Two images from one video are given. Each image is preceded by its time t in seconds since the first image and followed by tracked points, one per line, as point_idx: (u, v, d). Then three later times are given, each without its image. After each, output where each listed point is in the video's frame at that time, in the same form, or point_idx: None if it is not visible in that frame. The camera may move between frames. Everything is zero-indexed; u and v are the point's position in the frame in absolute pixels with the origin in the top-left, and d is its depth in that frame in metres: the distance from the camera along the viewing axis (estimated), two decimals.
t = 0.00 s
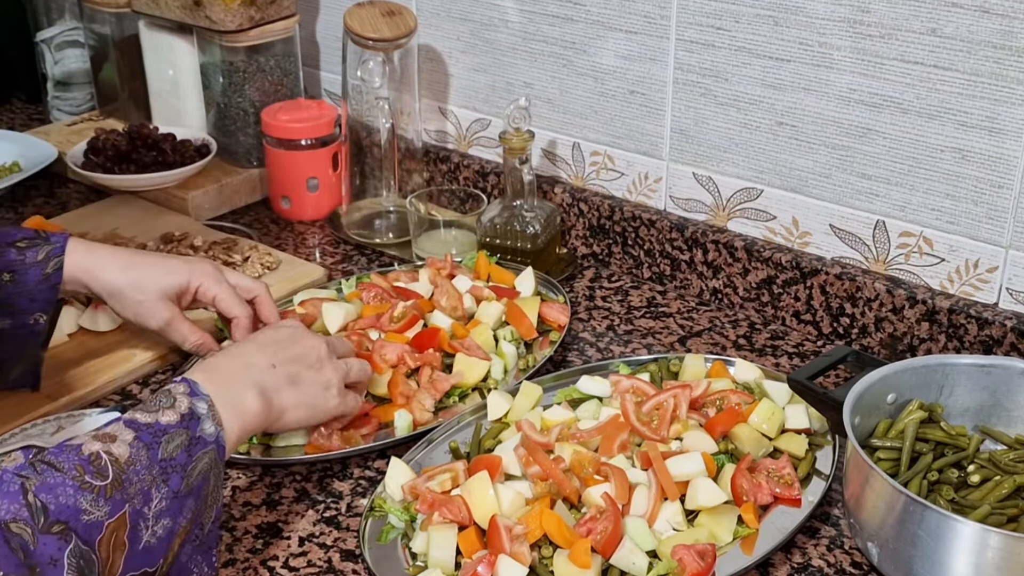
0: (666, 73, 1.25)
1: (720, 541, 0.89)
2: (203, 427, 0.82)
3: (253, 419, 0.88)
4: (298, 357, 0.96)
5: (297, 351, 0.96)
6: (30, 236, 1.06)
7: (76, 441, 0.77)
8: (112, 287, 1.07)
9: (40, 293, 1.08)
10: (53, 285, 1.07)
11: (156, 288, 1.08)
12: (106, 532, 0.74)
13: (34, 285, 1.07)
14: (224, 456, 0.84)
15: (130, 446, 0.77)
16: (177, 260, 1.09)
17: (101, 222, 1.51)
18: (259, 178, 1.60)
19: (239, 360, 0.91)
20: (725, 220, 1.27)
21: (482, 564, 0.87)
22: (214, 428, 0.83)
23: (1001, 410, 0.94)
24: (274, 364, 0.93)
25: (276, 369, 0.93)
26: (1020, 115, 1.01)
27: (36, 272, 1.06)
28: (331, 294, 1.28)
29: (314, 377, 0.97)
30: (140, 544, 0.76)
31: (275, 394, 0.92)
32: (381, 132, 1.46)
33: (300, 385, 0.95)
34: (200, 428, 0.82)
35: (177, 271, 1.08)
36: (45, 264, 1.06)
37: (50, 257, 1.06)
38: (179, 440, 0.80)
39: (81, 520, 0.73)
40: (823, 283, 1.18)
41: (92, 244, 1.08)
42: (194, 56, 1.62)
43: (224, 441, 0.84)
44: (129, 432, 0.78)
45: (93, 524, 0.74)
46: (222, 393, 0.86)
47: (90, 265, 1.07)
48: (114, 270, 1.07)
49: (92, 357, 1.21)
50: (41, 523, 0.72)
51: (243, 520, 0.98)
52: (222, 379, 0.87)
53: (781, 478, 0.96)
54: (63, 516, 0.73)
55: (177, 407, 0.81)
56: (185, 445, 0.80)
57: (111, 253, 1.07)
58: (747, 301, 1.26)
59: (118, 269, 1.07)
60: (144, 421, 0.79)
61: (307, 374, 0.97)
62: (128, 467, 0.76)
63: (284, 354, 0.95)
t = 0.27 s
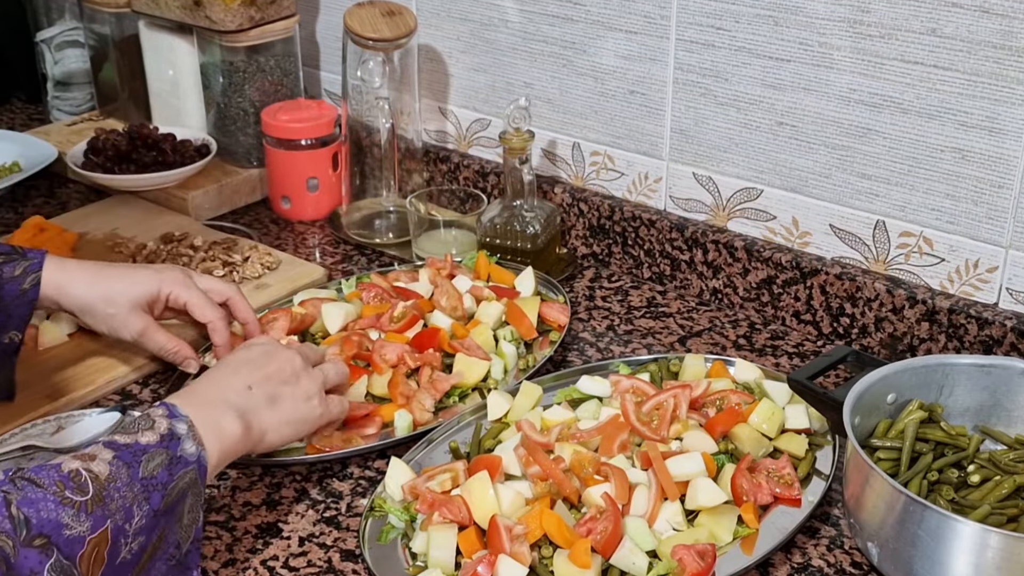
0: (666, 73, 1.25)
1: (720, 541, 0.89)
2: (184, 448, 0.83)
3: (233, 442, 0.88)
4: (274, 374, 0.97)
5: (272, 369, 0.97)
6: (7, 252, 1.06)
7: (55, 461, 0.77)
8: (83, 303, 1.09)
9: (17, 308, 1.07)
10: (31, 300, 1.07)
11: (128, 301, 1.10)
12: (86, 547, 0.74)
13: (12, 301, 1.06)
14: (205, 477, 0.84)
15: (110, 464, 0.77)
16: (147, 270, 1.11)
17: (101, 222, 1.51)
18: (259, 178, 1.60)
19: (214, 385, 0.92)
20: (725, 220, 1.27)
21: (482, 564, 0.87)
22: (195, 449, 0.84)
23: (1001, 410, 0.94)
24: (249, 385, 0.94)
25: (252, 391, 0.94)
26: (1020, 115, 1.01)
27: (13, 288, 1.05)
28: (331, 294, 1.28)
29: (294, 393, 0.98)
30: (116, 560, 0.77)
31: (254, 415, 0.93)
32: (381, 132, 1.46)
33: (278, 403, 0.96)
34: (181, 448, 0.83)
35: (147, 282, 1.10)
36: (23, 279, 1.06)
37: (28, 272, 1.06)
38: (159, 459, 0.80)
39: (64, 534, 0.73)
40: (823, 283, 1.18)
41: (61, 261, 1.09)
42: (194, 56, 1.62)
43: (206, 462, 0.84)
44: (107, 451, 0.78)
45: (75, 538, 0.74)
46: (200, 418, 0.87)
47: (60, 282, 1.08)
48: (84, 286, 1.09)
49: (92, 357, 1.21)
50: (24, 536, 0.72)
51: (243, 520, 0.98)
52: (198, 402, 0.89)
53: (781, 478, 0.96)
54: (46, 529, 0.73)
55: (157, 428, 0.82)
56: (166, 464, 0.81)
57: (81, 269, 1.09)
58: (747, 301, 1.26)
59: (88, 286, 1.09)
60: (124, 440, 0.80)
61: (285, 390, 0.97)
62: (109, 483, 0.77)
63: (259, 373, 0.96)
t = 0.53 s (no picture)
0: (666, 73, 1.25)
1: (720, 541, 0.89)
2: (216, 393, 0.81)
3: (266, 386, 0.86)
4: (304, 320, 0.94)
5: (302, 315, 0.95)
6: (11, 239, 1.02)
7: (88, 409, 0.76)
8: (89, 289, 1.06)
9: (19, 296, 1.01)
10: (37, 287, 1.02)
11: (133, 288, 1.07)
12: (121, 496, 0.74)
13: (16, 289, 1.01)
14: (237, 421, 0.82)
15: (142, 412, 0.77)
16: (151, 257, 1.08)
17: (101, 222, 1.51)
18: (259, 178, 1.60)
19: (246, 328, 0.89)
20: (725, 220, 1.27)
21: (482, 564, 0.87)
22: (227, 394, 0.81)
23: (1001, 410, 0.94)
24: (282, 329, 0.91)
25: (285, 335, 0.91)
26: (1020, 115, 1.01)
27: (18, 275, 1.01)
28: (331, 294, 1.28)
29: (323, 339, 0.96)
30: (150, 506, 0.77)
31: (286, 359, 0.90)
32: (382, 132, 1.46)
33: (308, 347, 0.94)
34: (212, 393, 0.80)
35: (152, 268, 1.07)
36: (29, 265, 1.02)
37: (34, 258, 1.02)
38: (193, 406, 0.79)
39: (98, 485, 0.73)
40: (823, 283, 1.18)
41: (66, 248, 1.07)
42: (194, 56, 1.62)
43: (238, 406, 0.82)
44: (141, 399, 0.77)
45: (107, 488, 0.73)
46: (232, 360, 0.84)
47: (66, 269, 1.05)
48: (89, 272, 1.06)
49: (92, 357, 1.21)
50: (52, 488, 0.72)
51: (243, 519, 0.98)
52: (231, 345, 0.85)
53: (781, 477, 0.96)
54: (78, 480, 0.72)
55: (189, 373, 0.80)
56: (199, 409, 0.79)
57: (85, 256, 1.06)
58: (747, 301, 1.26)
59: (93, 271, 1.06)
60: (155, 388, 0.79)
61: (314, 337, 0.95)
62: (142, 432, 0.76)
63: (290, 319, 0.93)
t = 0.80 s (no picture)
0: (666, 73, 1.25)
1: (720, 541, 0.89)
2: (270, 361, 0.85)
3: (315, 365, 0.89)
4: (353, 316, 0.98)
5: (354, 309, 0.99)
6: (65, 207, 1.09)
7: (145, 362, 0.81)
8: (141, 257, 1.09)
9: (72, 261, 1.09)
10: (87, 253, 1.09)
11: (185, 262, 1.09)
12: (175, 437, 0.77)
13: (69, 255, 1.09)
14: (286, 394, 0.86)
15: (199, 367, 0.81)
16: (208, 236, 1.11)
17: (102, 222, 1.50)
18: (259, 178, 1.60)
19: (298, 313, 0.93)
20: (725, 220, 1.27)
21: (482, 564, 0.87)
22: (280, 363, 0.85)
23: (1001, 410, 0.94)
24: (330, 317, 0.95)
25: (334, 322, 0.95)
26: (1020, 115, 1.01)
27: (71, 240, 1.08)
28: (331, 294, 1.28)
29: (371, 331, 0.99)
30: (203, 456, 0.79)
31: (334, 344, 0.94)
32: (382, 132, 1.46)
33: (356, 337, 0.97)
34: (266, 360, 0.84)
35: (206, 247, 1.10)
36: (81, 231, 1.09)
37: (88, 224, 1.09)
38: (247, 366, 0.83)
39: (156, 421, 0.77)
40: (823, 283, 1.18)
41: (122, 214, 1.11)
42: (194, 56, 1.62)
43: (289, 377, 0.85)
44: (198, 355, 0.82)
45: (161, 428, 0.77)
46: (284, 338, 0.88)
47: (122, 235, 1.09)
48: (144, 241, 1.09)
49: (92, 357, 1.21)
50: (109, 415, 0.75)
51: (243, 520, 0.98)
52: (285, 325, 0.90)
53: (781, 477, 0.96)
54: (137, 411, 0.76)
55: (244, 340, 0.84)
56: (252, 372, 0.83)
57: (142, 224, 1.10)
58: (747, 301, 1.26)
59: (149, 240, 1.09)
60: (212, 349, 0.83)
61: (362, 330, 0.99)
62: (198, 381, 0.80)
63: (339, 310, 0.97)
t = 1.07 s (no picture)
0: (666, 73, 1.25)
1: (720, 541, 0.89)
2: (229, 489, 0.65)
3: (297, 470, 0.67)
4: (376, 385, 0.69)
5: (385, 373, 0.69)
6: (88, 179, 0.98)
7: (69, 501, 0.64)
8: (180, 221, 0.98)
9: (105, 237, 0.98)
10: (117, 225, 0.98)
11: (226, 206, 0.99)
12: None
13: (97, 232, 0.98)
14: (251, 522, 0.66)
15: (122, 522, 0.63)
16: (238, 176, 1.01)
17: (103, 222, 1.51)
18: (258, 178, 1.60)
19: (308, 383, 0.69)
20: (725, 220, 1.27)
21: (482, 564, 0.87)
22: (244, 490, 0.66)
23: (1001, 410, 0.94)
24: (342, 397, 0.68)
25: (350, 404, 0.68)
26: (1020, 115, 1.01)
27: (95, 215, 0.97)
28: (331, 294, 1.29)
29: (401, 410, 0.70)
30: None
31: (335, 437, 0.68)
32: (382, 131, 1.47)
33: (379, 420, 0.69)
34: (223, 490, 0.65)
35: (241, 184, 1.01)
36: (103, 204, 0.97)
37: (109, 195, 0.98)
38: (193, 510, 0.65)
39: None
40: (823, 283, 1.18)
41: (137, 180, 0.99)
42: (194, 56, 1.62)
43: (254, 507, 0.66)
44: (128, 502, 0.64)
45: None
46: (265, 439, 0.66)
47: (150, 198, 0.98)
48: (173, 198, 0.98)
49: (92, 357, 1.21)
50: None
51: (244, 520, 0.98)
52: (272, 416, 0.67)
53: (781, 477, 0.96)
54: None
55: (201, 462, 0.65)
56: (199, 515, 0.65)
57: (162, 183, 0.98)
58: (747, 301, 1.26)
59: (181, 197, 0.98)
60: (153, 482, 0.65)
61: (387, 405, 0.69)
62: (112, 551, 0.63)
63: (359, 378, 0.69)
